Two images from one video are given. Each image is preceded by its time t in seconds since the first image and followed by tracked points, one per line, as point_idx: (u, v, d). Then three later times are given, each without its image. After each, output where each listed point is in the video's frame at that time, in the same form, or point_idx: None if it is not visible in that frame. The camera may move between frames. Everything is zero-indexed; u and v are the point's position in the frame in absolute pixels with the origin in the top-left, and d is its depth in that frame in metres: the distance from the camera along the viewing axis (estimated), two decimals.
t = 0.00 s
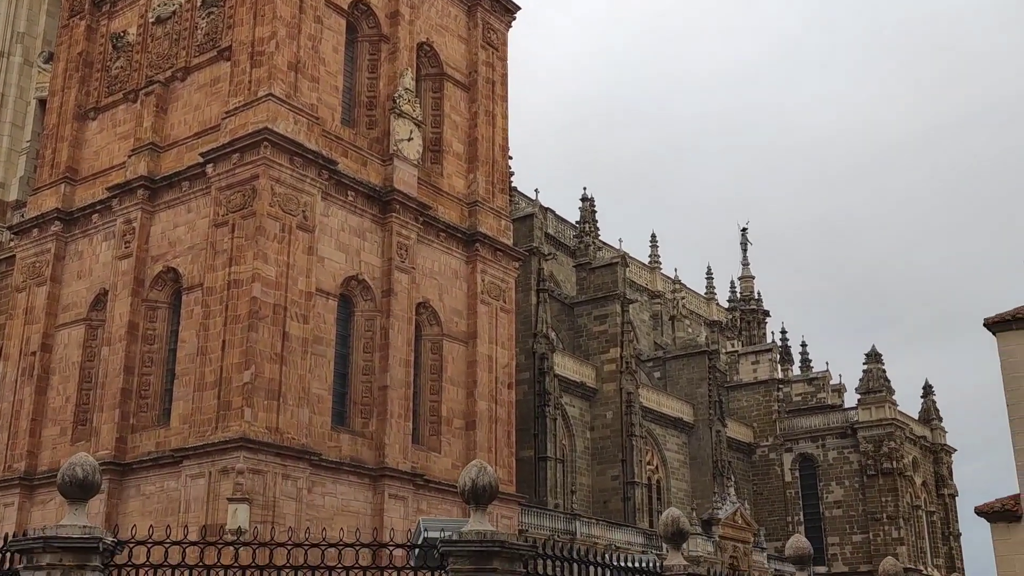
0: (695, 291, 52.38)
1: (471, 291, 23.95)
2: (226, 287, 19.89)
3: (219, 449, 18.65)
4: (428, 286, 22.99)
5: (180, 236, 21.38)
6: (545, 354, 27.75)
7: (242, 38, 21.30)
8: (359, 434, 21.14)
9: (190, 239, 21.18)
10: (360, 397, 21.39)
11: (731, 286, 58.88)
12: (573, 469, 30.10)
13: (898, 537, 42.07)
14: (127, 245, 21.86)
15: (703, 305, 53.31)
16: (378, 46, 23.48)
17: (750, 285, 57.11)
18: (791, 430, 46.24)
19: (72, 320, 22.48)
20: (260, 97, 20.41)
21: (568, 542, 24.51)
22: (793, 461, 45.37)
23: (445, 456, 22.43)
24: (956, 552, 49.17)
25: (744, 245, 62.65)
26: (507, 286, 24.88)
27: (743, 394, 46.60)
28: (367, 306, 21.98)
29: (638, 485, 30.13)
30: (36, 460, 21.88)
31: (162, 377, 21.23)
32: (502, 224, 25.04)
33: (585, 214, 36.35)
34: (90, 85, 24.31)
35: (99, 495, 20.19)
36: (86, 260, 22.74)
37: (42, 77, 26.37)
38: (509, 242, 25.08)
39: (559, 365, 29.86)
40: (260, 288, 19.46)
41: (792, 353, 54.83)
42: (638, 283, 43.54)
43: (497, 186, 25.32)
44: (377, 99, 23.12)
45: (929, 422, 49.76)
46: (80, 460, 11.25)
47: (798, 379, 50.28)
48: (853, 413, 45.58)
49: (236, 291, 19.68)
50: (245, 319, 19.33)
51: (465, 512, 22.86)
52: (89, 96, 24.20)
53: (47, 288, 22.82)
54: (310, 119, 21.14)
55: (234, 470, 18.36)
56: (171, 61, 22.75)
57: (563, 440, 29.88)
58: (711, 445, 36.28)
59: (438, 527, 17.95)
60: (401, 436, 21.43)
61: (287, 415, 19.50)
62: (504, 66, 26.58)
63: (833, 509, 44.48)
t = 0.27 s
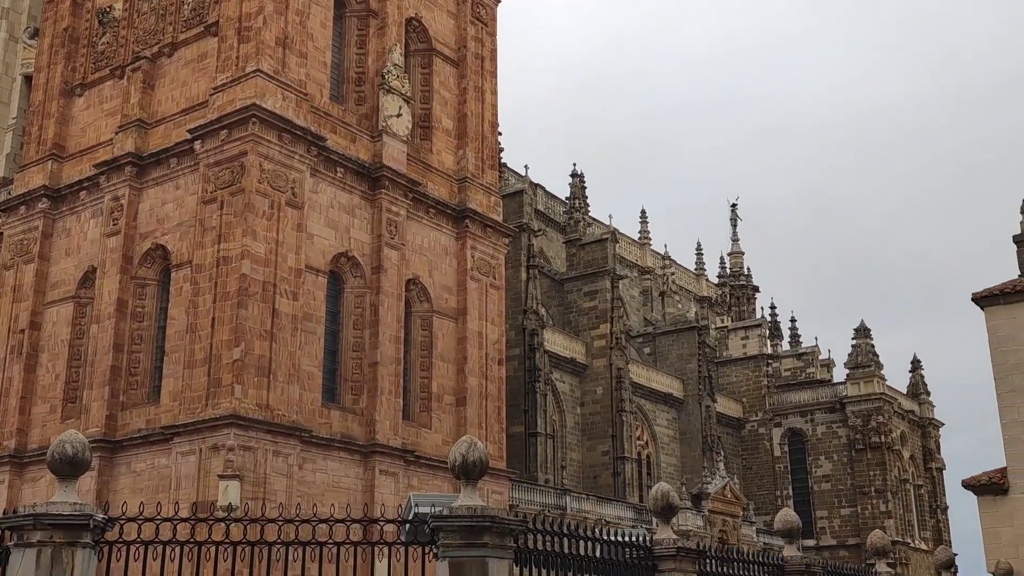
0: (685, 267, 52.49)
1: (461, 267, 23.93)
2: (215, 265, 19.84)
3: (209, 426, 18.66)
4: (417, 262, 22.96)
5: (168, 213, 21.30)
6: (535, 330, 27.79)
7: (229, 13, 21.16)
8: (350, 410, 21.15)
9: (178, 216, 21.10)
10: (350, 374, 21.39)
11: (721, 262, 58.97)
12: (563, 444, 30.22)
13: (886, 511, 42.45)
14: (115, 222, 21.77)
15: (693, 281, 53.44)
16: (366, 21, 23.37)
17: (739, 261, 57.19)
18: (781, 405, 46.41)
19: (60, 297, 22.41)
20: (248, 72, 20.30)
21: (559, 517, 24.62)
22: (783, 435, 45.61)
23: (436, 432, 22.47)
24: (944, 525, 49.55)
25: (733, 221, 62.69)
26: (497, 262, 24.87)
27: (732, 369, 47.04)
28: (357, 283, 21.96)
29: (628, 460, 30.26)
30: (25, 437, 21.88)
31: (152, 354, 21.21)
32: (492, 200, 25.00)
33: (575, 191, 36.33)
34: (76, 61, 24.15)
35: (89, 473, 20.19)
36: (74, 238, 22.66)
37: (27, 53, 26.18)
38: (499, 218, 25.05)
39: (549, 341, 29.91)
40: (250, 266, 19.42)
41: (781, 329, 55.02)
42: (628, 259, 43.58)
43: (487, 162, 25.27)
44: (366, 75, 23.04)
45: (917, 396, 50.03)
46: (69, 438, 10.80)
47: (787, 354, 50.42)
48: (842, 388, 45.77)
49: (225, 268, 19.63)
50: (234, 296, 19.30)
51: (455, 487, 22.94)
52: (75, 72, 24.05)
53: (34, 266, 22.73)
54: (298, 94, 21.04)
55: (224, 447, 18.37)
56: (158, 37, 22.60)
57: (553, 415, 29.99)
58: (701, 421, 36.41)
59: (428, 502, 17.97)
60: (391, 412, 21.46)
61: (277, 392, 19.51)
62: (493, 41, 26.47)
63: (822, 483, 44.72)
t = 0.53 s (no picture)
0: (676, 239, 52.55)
1: (452, 239, 23.90)
2: (205, 238, 19.78)
3: (201, 399, 18.68)
4: (408, 234, 22.93)
5: (158, 186, 21.21)
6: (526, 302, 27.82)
7: None
8: (342, 383, 21.18)
9: (168, 189, 21.01)
10: (342, 346, 21.40)
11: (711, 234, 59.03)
12: (555, 416, 30.35)
13: (875, 480, 42.73)
14: (104, 195, 21.68)
15: (684, 252, 53.51)
16: None
17: (730, 232, 57.23)
18: (772, 375, 46.63)
19: (50, 271, 22.34)
20: (237, 44, 20.17)
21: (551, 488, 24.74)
22: (773, 405, 46.05)
23: (428, 404, 22.52)
24: (933, 494, 49.96)
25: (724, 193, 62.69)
26: (488, 234, 24.84)
27: (723, 340, 47.14)
28: (348, 256, 21.93)
29: (620, 430, 30.41)
30: (17, 411, 21.88)
31: (143, 328, 21.18)
32: (483, 172, 24.95)
33: (566, 162, 36.29)
34: (63, 33, 23.98)
35: (81, 446, 20.20)
36: (63, 211, 22.56)
37: (13, 25, 25.98)
38: (490, 190, 25.00)
39: (541, 313, 29.97)
40: (240, 239, 19.38)
41: (772, 300, 55.18)
42: (619, 231, 43.59)
43: (477, 134, 25.19)
44: (355, 47, 22.96)
45: (907, 366, 50.28)
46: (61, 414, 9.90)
47: (778, 325, 50.54)
48: (832, 358, 45.91)
49: (215, 241, 19.59)
50: (225, 269, 19.26)
51: (448, 459, 23.03)
52: (61, 44, 23.88)
53: (23, 240, 22.65)
54: (288, 66, 20.93)
55: (216, 420, 18.39)
56: (145, 8, 22.45)
57: (545, 387, 30.09)
58: (692, 391, 36.58)
59: (420, 473, 18.01)
60: (383, 385, 21.49)
61: (269, 364, 19.51)
62: (483, 12, 26.34)
63: (812, 453, 45.08)
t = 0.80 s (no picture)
0: (666, 209, 52.55)
1: (443, 210, 23.85)
2: (194, 209, 19.72)
3: (192, 371, 18.68)
4: (399, 205, 22.87)
5: (146, 158, 21.09)
6: (517, 273, 27.83)
7: None
8: (333, 354, 21.19)
9: (157, 160, 20.90)
10: (333, 317, 21.39)
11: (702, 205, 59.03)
12: (547, 386, 30.45)
13: (865, 448, 43.08)
14: (92, 167, 21.56)
15: (675, 223, 53.54)
16: None
17: (721, 202, 57.22)
18: (762, 344, 46.93)
19: (38, 244, 22.26)
20: (224, 14, 20.04)
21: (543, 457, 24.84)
22: (764, 373, 46.22)
23: (419, 374, 22.56)
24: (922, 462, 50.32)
25: (714, 162, 62.62)
26: (478, 204, 24.80)
27: (713, 310, 47.19)
28: (338, 227, 21.88)
29: (611, 400, 30.52)
30: (7, 384, 21.87)
31: (133, 300, 21.13)
32: (473, 142, 24.88)
33: (556, 132, 36.21)
34: (48, 4, 23.78)
35: (73, 419, 20.20)
36: (51, 183, 22.45)
37: None
38: (480, 160, 24.95)
39: (532, 284, 30.01)
40: (230, 210, 19.33)
41: (763, 270, 55.29)
42: (610, 201, 43.58)
43: (467, 104, 25.10)
44: (343, 17, 22.86)
45: (896, 335, 50.49)
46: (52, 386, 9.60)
47: (769, 295, 50.65)
48: (823, 326, 46.19)
49: (204, 213, 19.52)
50: (215, 241, 19.22)
51: (439, 429, 23.09)
52: (47, 15, 23.69)
53: (11, 212, 22.54)
54: (275, 36, 20.81)
55: (208, 392, 18.41)
56: None
57: (536, 358, 30.17)
58: (682, 360, 36.70)
59: (412, 443, 18.03)
60: (375, 356, 21.50)
61: (260, 336, 19.50)
62: None
63: (802, 421, 45.29)
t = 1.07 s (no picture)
0: (658, 179, 52.55)
1: (434, 181, 23.79)
2: (184, 182, 19.63)
3: (184, 343, 18.67)
4: (390, 177, 22.81)
5: (136, 130, 20.97)
6: (509, 244, 27.83)
7: None
8: (326, 326, 21.18)
9: (146, 133, 20.78)
10: (325, 289, 21.38)
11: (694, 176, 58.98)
12: (539, 357, 30.53)
13: (856, 417, 43.35)
14: (82, 140, 21.44)
15: (666, 193, 53.57)
16: None
17: (712, 173, 57.19)
18: (755, 314, 46.77)
19: (28, 217, 22.18)
20: None
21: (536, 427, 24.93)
22: (756, 343, 46.10)
23: (412, 346, 22.58)
24: (913, 431, 50.62)
25: (706, 132, 62.53)
26: (470, 176, 24.74)
27: (705, 280, 47.54)
28: (330, 199, 21.82)
29: (603, 370, 30.62)
30: None
31: (124, 273, 21.08)
32: (464, 114, 24.81)
33: (547, 103, 36.11)
34: None
35: (66, 392, 20.20)
36: (40, 156, 22.34)
37: None
38: (471, 131, 24.87)
39: (524, 255, 30.02)
40: (221, 182, 19.27)
41: (754, 240, 55.38)
42: (602, 172, 43.53)
43: (458, 75, 25.00)
44: None
45: (888, 304, 50.61)
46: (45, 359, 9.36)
47: (760, 265, 50.70)
48: (814, 297, 46.22)
49: (195, 185, 19.45)
50: (206, 213, 19.16)
51: (432, 400, 23.14)
52: None
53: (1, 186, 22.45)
54: (264, 7, 20.68)
55: (201, 364, 18.42)
56: None
57: (528, 329, 30.23)
58: (674, 331, 36.81)
59: (405, 414, 18.06)
60: (367, 328, 21.51)
61: (252, 308, 19.48)
62: None
63: (794, 390, 45.48)
